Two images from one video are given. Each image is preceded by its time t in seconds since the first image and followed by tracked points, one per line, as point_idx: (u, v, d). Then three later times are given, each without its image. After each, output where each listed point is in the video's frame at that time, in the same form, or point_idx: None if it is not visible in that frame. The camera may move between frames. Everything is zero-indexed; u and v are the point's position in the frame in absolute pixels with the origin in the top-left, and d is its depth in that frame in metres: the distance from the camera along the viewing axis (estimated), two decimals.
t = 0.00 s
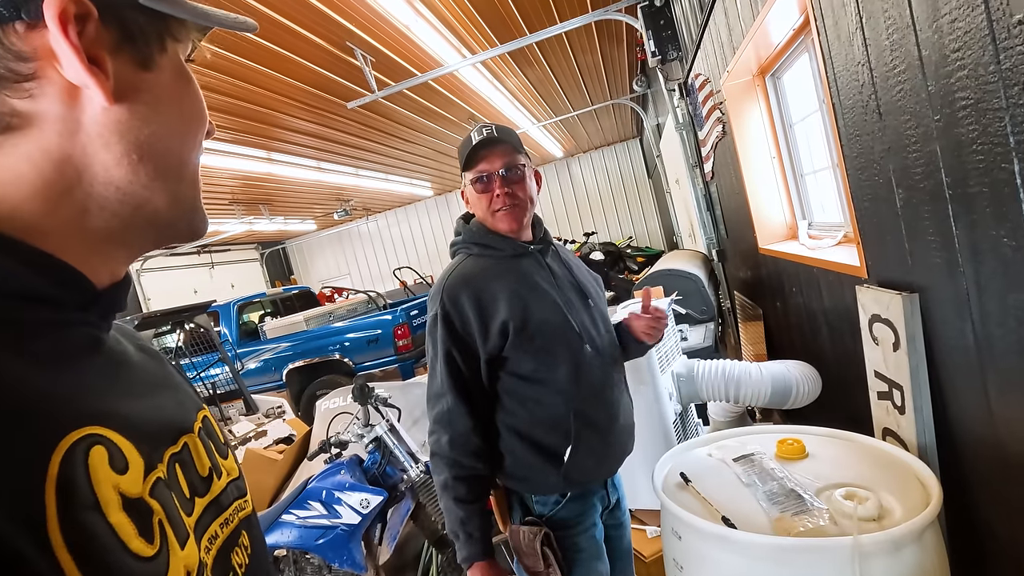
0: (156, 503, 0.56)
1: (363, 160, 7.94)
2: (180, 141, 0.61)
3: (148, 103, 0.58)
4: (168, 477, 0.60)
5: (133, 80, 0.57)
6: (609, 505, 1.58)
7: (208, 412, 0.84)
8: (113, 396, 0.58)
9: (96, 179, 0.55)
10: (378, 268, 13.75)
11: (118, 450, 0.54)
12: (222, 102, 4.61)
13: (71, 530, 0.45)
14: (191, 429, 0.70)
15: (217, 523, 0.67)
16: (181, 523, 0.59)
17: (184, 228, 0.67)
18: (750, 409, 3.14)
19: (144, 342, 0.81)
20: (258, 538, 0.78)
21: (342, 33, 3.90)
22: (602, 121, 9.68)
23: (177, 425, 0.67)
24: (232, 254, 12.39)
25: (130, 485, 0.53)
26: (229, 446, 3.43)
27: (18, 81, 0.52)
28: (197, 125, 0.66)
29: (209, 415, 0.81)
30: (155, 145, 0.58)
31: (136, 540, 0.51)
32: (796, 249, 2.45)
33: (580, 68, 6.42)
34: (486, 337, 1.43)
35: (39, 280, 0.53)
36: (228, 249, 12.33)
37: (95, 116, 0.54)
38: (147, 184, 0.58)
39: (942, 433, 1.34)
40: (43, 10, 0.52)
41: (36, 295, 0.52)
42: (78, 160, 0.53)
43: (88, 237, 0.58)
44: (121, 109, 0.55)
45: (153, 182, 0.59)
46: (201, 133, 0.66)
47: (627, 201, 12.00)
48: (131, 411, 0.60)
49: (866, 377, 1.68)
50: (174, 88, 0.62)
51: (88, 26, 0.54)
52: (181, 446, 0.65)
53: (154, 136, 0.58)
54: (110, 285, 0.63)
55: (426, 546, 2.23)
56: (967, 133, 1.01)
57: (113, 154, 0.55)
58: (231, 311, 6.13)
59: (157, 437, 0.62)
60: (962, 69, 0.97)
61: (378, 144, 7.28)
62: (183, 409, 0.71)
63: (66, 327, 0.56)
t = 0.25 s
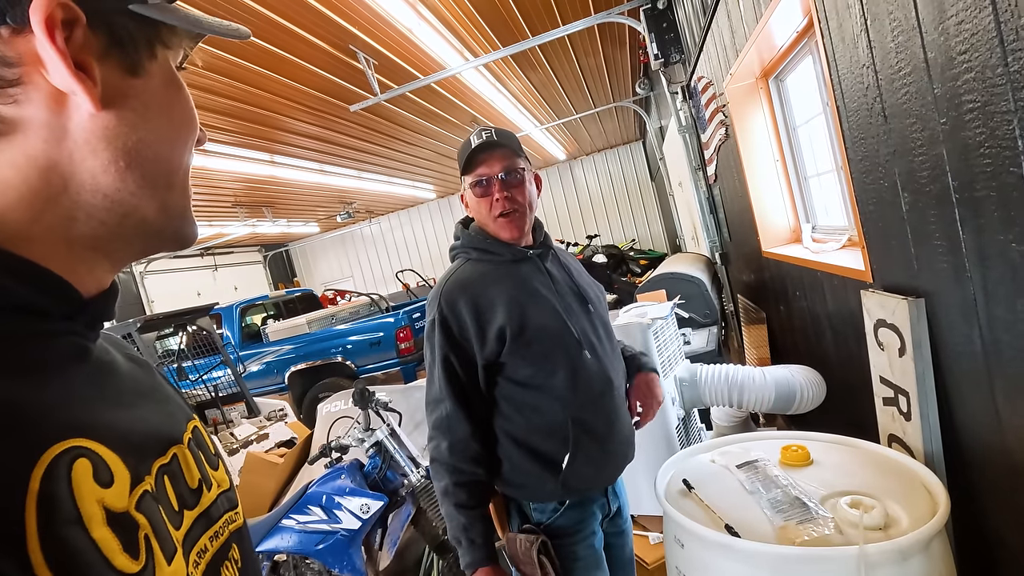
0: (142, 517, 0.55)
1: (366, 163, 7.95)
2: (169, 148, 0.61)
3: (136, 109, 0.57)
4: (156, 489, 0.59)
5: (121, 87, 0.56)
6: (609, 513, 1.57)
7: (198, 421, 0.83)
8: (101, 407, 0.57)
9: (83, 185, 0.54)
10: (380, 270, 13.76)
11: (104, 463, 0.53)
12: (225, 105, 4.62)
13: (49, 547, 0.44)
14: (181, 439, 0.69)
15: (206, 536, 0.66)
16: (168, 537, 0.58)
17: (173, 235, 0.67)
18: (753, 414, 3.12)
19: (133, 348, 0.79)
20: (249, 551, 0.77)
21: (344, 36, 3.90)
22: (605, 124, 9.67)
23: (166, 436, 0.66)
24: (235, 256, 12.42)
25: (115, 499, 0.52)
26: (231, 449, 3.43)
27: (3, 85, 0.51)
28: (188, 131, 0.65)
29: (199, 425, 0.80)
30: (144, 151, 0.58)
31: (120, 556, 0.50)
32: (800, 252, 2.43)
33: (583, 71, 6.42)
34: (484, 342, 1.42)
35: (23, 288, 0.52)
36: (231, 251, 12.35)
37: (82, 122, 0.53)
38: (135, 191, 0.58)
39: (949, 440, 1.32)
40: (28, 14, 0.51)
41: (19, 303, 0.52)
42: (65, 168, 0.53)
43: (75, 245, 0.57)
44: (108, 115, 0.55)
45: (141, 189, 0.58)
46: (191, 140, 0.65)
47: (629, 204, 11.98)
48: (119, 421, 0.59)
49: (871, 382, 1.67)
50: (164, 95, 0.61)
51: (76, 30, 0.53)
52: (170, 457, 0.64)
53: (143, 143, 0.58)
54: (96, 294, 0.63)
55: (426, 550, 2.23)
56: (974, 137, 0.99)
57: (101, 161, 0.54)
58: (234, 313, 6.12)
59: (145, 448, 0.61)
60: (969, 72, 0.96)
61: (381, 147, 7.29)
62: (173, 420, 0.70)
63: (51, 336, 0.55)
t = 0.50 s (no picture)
0: (133, 522, 0.54)
1: (368, 165, 7.96)
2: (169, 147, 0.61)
3: (135, 109, 0.57)
4: (148, 494, 0.59)
5: (121, 86, 0.57)
6: (608, 515, 1.56)
7: (195, 425, 0.83)
8: (95, 411, 0.57)
9: (83, 185, 0.54)
10: (383, 271, 13.78)
11: (94, 469, 0.52)
12: (228, 106, 4.64)
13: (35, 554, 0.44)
14: (176, 443, 0.68)
15: (200, 541, 0.66)
16: (160, 543, 0.57)
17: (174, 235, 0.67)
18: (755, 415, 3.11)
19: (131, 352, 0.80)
20: (244, 555, 0.77)
21: (346, 37, 3.91)
22: (607, 125, 9.67)
23: (160, 440, 0.65)
24: (238, 257, 12.45)
25: (106, 503, 0.52)
26: (233, 450, 3.43)
27: (4, 84, 0.51)
28: (188, 132, 0.65)
29: (195, 428, 0.81)
30: (143, 150, 0.58)
31: (109, 563, 0.49)
32: (801, 254, 2.43)
33: (585, 73, 6.42)
34: (484, 344, 1.41)
35: (21, 287, 0.52)
36: (234, 252, 12.40)
37: (83, 122, 0.53)
38: (135, 190, 0.58)
39: (951, 442, 1.31)
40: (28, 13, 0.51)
41: (18, 302, 0.52)
42: (66, 167, 0.53)
43: (76, 244, 0.57)
44: (108, 115, 0.55)
45: (141, 187, 0.58)
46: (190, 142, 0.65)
47: (632, 205, 11.97)
48: (115, 424, 0.59)
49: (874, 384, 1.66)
50: (166, 97, 0.61)
51: (74, 29, 0.53)
52: (164, 461, 0.64)
53: (143, 142, 0.58)
54: (95, 294, 0.63)
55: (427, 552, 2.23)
56: (976, 137, 0.99)
57: (101, 160, 0.54)
58: (236, 315, 6.15)
59: (138, 452, 0.60)
60: (971, 72, 0.96)
61: (383, 148, 7.30)
62: (168, 422, 0.70)
63: (47, 335, 0.54)
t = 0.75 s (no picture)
0: (106, 530, 0.54)
1: (371, 166, 7.98)
2: (158, 154, 0.61)
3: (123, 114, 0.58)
4: (123, 500, 0.58)
5: (110, 92, 0.57)
6: (607, 516, 1.56)
7: (184, 417, 0.84)
8: (79, 413, 0.57)
9: (68, 190, 0.54)
10: (385, 273, 13.80)
11: (69, 475, 0.52)
12: (231, 109, 4.66)
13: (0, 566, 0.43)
14: (161, 443, 0.68)
15: (182, 543, 0.66)
16: (135, 549, 0.57)
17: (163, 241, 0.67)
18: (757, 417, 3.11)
19: (127, 342, 0.78)
20: (231, 553, 0.77)
21: (349, 39, 3.93)
22: (609, 126, 9.67)
23: (144, 439, 0.65)
24: (241, 259, 12.48)
25: (77, 512, 0.51)
26: (235, 452, 3.44)
27: None
28: (180, 137, 0.66)
29: (184, 423, 0.81)
30: (131, 156, 0.58)
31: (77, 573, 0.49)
32: (803, 255, 2.42)
33: (587, 74, 6.43)
34: (484, 348, 1.42)
35: (13, 293, 0.52)
36: (237, 254, 12.43)
37: (68, 126, 0.54)
38: (122, 196, 0.58)
39: (952, 445, 1.31)
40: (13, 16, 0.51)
41: (9, 310, 0.52)
42: (50, 171, 0.53)
43: (62, 248, 0.58)
44: (94, 119, 0.55)
45: (128, 193, 0.58)
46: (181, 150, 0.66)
47: (634, 206, 11.96)
48: (99, 426, 0.59)
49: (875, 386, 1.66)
50: (156, 102, 0.62)
51: (63, 34, 0.54)
52: (146, 462, 0.64)
53: (131, 148, 0.58)
54: (83, 298, 0.63)
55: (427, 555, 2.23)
56: (975, 139, 0.99)
57: (87, 165, 0.55)
58: (239, 316, 6.18)
59: (119, 454, 0.60)
60: (970, 74, 0.95)
61: (386, 150, 7.32)
62: (156, 420, 0.70)
63: (37, 338, 0.55)
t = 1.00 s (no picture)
0: (101, 524, 0.55)
1: (372, 167, 7.99)
2: (160, 162, 0.62)
3: (128, 122, 0.59)
4: (117, 495, 0.59)
5: (116, 101, 0.58)
6: (607, 517, 1.56)
7: (179, 409, 0.84)
8: (79, 410, 0.58)
9: (70, 197, 0.55)
10: (387, 273, 13.82)
11: (63, 470, 0.53)
12: (233, 110, 4.67)
13: None
14: (157, 436, 0.69)
15: (177, 536, 0.67)
16: (129, 543, 0.58)
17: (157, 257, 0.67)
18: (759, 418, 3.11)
19: (125, 330, 0.78)
20: (226, 545, 0.78)
21: (350, 41, 3.93)
22: (611, 126, 9.67)
23: (140, 432, 0.66)
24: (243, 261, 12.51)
25: (71, 507, 0.52)
26: (238, 453, 3.45)
27: None
28: (185, 147, 0.67)
29: (180, 415, 0.82)
30: (133, 164, 0.59)
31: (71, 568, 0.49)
32: (804, 256, 2.42)
33: (588, 75, 6.43)
34: (484, 350, 1.42)
35: (17, 302, 0.53)
36: (239, 255, 12.46)
37: (72, 135, 0.54)
38: (122, 204, 0.58)
39: (953, 446, 1.31)
40: (20, 25, 0.52)
41: (17, 318, 0.53)
42: (50, 181, 0.54)
43: (63, 255, 0.58)
44: (98, 128, 0.56)
45: (128, 202, 0.59)
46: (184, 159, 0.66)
47: (636, 206, 11.95)
48: (97, 421, 0.59)
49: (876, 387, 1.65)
50: (161, 112, 0.63)
51: (73, 44, 0.55)
52: (141, 456, 0.65)
53: (133, 156, 0.59)
54: (87, 303, 0.64)
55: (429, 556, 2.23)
56: (975, 140, 0.99)
57: (89, 172, 0.55)
58: (241, 317, 6.19)
59: (114, 448, 0.61)
60: (969, 76, 0.96)
61: (387, 151, 7.32)
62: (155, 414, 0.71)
63: (43, 345, 0.55)
